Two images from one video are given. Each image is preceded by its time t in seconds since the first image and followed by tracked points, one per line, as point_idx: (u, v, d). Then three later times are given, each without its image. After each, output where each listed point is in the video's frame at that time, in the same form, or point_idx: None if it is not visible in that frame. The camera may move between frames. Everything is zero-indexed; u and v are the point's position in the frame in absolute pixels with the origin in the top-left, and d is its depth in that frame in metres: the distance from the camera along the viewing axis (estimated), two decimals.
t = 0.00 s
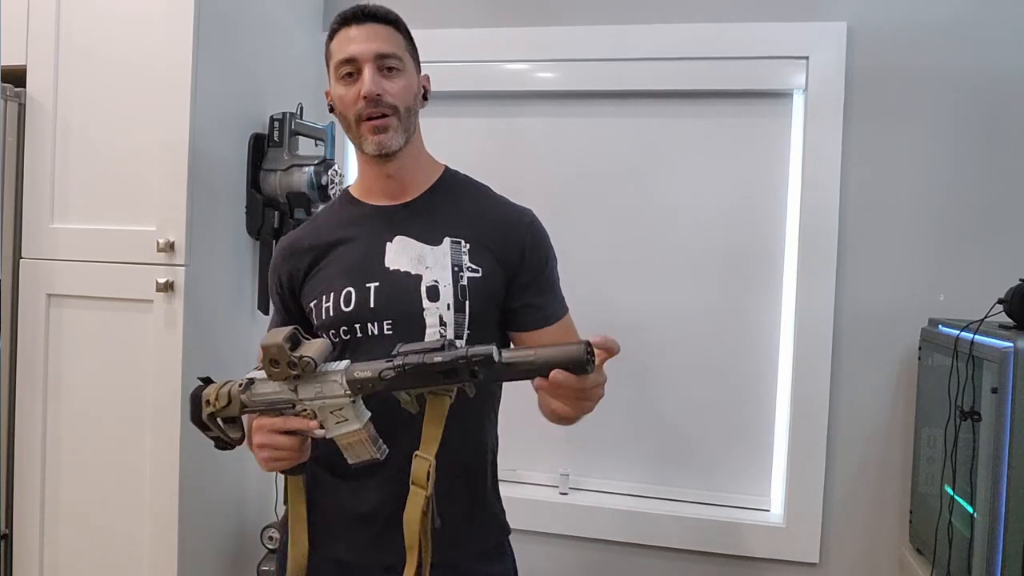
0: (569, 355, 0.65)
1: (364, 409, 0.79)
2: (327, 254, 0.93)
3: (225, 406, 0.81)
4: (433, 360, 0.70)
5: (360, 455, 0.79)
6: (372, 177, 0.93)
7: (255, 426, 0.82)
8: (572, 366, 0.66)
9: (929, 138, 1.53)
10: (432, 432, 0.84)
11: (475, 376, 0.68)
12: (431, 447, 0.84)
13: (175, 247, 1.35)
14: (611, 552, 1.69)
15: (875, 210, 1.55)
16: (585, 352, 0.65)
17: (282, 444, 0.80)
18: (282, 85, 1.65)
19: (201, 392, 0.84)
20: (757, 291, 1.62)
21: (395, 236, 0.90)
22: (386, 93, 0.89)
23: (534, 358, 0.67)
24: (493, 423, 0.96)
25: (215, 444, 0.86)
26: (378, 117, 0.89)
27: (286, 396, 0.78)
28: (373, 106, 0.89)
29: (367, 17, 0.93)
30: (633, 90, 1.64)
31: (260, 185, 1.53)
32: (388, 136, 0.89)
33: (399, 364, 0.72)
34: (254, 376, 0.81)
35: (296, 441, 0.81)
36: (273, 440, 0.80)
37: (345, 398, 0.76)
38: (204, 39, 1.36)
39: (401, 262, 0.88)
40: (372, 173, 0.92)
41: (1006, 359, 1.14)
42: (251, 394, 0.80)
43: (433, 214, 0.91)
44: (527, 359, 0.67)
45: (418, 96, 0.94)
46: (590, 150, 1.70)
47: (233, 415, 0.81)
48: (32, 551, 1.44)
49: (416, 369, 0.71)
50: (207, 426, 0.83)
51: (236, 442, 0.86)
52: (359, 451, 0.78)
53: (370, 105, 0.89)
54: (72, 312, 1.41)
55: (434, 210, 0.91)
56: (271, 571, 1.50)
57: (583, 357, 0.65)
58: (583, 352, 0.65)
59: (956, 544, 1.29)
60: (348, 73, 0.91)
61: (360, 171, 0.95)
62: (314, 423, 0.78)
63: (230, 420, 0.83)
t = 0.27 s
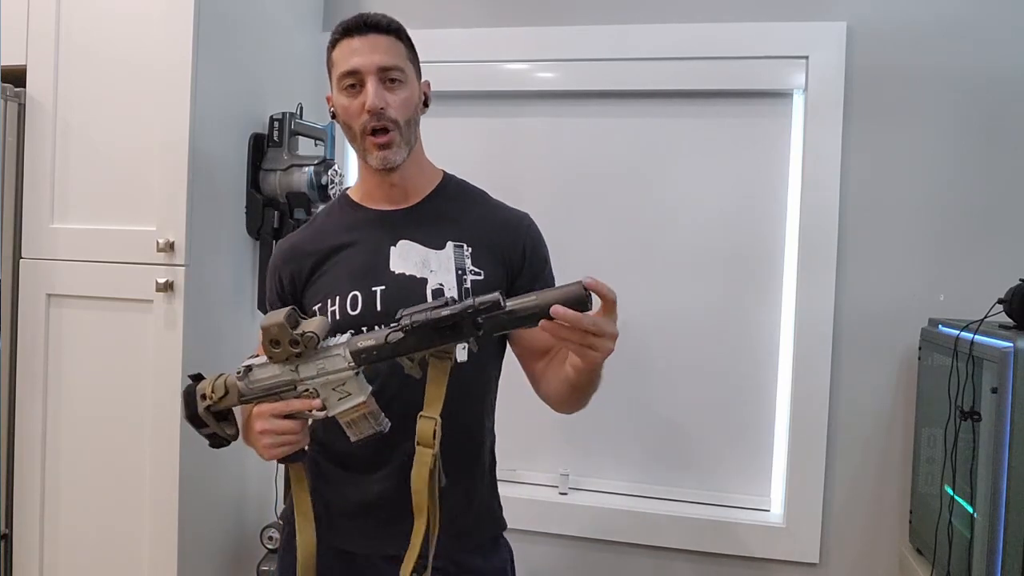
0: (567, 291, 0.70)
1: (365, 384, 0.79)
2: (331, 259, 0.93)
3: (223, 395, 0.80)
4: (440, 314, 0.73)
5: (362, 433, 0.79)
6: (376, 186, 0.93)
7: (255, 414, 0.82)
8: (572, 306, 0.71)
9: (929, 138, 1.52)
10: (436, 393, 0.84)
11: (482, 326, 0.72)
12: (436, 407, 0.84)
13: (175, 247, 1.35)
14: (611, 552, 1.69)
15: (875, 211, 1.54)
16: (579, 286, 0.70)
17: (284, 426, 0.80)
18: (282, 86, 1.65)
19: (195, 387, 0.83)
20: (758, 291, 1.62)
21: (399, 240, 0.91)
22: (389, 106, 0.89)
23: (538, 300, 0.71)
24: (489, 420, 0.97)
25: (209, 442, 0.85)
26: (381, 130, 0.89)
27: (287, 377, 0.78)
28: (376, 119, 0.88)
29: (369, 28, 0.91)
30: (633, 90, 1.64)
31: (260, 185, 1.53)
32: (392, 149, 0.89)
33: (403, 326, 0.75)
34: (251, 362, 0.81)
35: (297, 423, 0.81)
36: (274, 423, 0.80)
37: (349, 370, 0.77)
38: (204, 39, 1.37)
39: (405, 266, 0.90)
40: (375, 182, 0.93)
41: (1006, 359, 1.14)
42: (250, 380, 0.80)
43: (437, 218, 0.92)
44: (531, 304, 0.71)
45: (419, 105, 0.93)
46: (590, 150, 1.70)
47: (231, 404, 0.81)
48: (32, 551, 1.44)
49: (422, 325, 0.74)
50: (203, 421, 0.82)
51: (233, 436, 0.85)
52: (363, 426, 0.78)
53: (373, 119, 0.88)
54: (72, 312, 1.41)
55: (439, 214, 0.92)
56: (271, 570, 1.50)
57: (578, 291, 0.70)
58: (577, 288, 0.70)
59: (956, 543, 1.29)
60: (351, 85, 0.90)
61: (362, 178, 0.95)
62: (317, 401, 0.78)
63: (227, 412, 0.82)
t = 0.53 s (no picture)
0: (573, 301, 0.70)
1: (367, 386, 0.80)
2: (331, 260, 0.93)
3: (223, 395, 0.81)
4: (448, 318, 0.73)
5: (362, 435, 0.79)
6: (375, 188, 0.93)
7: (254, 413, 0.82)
8: (578, 314, 0.70)
9: (929, 138, 1.52)
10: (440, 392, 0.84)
11: (490, 331, 0.73)
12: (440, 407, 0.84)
13: (175, 247, 1.35)
14: (611, 552, 1.69)
15: (875, 211, 1.54)
16: (588, 298, 0.70)
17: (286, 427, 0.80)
18: (282, 86, 1.65)
19: (194, 386, 0.83)
20: (758, 291, 1.62)
21: (400, 240, 0.91)
22: (391, 109, 0.89)
23: (546, 308, 0.71)
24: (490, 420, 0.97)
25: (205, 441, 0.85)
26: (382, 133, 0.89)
27: (290, 378, 0.78)
28: (379, 122, 0.88)
29: (372, 32, 0.91)
30: (633, 90, 1.64)
31: (260, 185, 1.53)
32: (393, 152, 0.89)
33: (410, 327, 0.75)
34: (253, 362, 0.81)
35: (298, 424, 0.81)
36: (276, 423, 0.80)
37: (352, 372, 0.77)
38: (204, 39, 1.37)
39: (406, 266, 0.90)
40: (375, 185, 0.93)
41: (1006, 359, 1.14)
42: (252, 380, 0.80)
43: (438, 218, 0.92)
44: (539, 311, 0.71)
45: (420, 110, 0.94)
46: (590, 150, 1.70)
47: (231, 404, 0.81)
48: (32, 551, 1.44)
49: (430, 329, 0.74)
50: (202, 418, 0.82)
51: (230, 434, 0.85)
52: (362, 428, 0.79)
53: (375, 122, 0.88)
54: (72, 312, 1.41)
55: (440, 214, 0.93)
56: (271, 570, 1.50)
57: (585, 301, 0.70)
58: (586, 298, 0.70)
59: (956, 544, 1.29)
60: (353, 88, 0.90)
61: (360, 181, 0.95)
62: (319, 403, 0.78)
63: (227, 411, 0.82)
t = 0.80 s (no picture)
0: (566, 279, 0.71)
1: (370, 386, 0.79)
2: (331, 262, 0.93)
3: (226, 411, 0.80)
4: (444, 312, 0.74)
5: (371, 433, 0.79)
6: (384, 188, 0.93)
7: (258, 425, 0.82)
8: (571, 293, 0.71)
9: (929, 137, 1.52)
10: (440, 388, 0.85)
11: (487, 318, 0.73)
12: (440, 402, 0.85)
13: (175, 247, 1.35)
14: (611, 552, 1.69)
15: (875, 210, 1.55)
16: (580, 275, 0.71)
17: (292, 433, 0.81)
18: (282, 86, 1.65)
19: (195, 403, 0.83)
20: (758, 291, 1.62)
21: (400, 239, 0.91)
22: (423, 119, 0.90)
23: (540, 289, 0.71)
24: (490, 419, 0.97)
25: (212, 457, 0.84)
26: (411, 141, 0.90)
27: (290, 387, 0.78)
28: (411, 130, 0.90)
29: (401, 39, 0.93)
30: (633, 90, 1.64)
31: (260, 185, 1.53)
32: (418, 157, 0.91)
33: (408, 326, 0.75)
34: (252, 374, 0.81)
35: (305, 430, 0.82)
36: (281, 432, 0.80)
37: (353, 373, 0.77)
38: (204, 39, 1.37)
39: (407, 265, 0.90)
40: (386, 185, 0.92)
41: (1006, 359, 1.14)
42: (253, 393, 0.79)
43: (438, 217, 0.92)
44: (532, 294, 0.72)
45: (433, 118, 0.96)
46: (590, 150, 1.70)
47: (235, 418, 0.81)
48: (32, 551, 1.44)
49: (427, 325, 0.75)
50: (208, 437, 0.82)
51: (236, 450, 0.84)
52: (369, 427, 0.78)
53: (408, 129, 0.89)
54: (72, 312, 1.41)
55: (440, 213, 0.93)
56: (272, 570, 1.50)
57: (579, 279, 0.71)
58: (579, 276, 0.71)
59: (956, 544, 1.29)
60: (385, 90, 0.90)
61: (365, 180, 0.94)
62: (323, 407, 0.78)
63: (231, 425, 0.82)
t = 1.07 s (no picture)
0: (565, 282, 0.72)
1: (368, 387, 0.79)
2: (330, 261, 0.93)
3: (224, 412, 0.80)
4: (442, 315, 0.74)
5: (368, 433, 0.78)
6: (380, 186, 0.93)
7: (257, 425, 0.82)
8: (568, 296, 0.72)
9: (929, 137, 1.52)
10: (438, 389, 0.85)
11: (485, 321, 0.74)
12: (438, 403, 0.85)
13: (175, 247, 1.35)
14: (611, 552, 1.69)
15: (875, 210, 1.55)
16: (578, 277, 0.72)
17: (290, 435, 0.81)
18: (282, 86, 1.65)
19: (193, 404, 0.82)
20: (758, 291, 1.62)
21: (398, 239, 0.91)
22: (418, 116, 0.90)
23: (538, 293, 0.73)
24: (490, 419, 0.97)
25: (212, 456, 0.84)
26: (406, 138, 0.90)
27: (288, 388, 0.78)
28: (405, 127, 0.89)
29: (399, 37, 0.93)
30: (633, 90, 1.64)
31: (260, 185, 1.53)
32: (414, 155, 0.91)
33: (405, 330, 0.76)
34: (251, 375, 0.81)
35: (305, 431, 0.82)
36: (279, 434, 0.81)
37: (350, 374, 0.77)
38: (204, 39, 1.37)
39: (405, 265, 0.90)
40: (382, 183, 0.93)
41: (1006, 359, 1.14)
42: (251, 394, 0.79)
43: (437, 218, 0.92)
44: (530, 297, 0.73)
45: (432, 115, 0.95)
46: (590, 150, 1.70)
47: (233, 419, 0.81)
48: (32, 551, 1.44)
49: (424, 327, 0.75)
50: (207, 437, 0.82)
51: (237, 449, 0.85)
52: (367, 427, 0.78)
53: (403, 127, 0.89)
54: (72, 312, 1.41)
55: (440, 214, 0.93)
56: (272, 570, 1.50)
57: (578, 282, 0.72)
58: (578, 279, 0.72)
59: (956, 544, 1.29)
60: (379, 89, 0.90)
61: (363, 179, 0.94)
62: (322, 408, 0.79)
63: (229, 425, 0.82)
